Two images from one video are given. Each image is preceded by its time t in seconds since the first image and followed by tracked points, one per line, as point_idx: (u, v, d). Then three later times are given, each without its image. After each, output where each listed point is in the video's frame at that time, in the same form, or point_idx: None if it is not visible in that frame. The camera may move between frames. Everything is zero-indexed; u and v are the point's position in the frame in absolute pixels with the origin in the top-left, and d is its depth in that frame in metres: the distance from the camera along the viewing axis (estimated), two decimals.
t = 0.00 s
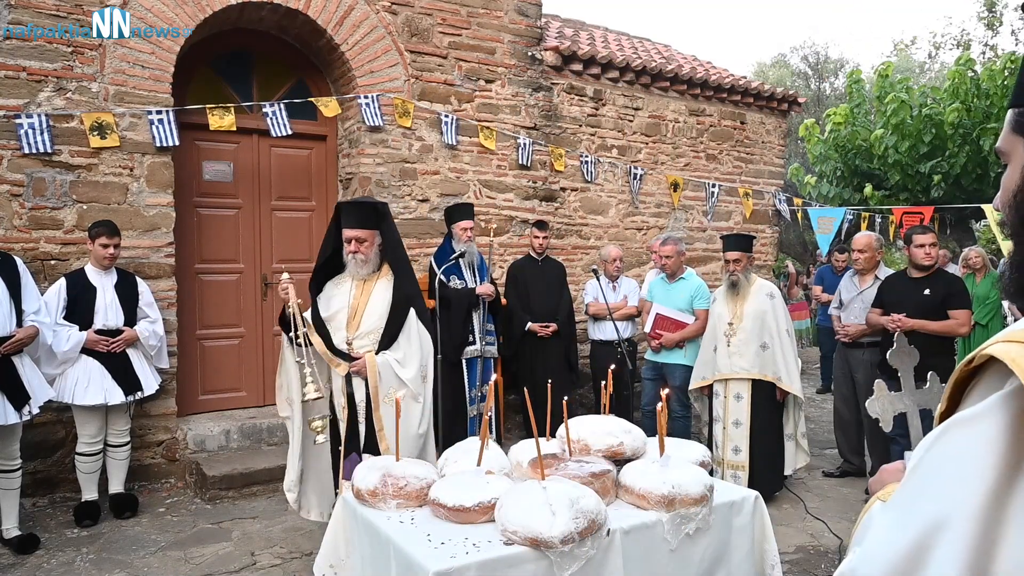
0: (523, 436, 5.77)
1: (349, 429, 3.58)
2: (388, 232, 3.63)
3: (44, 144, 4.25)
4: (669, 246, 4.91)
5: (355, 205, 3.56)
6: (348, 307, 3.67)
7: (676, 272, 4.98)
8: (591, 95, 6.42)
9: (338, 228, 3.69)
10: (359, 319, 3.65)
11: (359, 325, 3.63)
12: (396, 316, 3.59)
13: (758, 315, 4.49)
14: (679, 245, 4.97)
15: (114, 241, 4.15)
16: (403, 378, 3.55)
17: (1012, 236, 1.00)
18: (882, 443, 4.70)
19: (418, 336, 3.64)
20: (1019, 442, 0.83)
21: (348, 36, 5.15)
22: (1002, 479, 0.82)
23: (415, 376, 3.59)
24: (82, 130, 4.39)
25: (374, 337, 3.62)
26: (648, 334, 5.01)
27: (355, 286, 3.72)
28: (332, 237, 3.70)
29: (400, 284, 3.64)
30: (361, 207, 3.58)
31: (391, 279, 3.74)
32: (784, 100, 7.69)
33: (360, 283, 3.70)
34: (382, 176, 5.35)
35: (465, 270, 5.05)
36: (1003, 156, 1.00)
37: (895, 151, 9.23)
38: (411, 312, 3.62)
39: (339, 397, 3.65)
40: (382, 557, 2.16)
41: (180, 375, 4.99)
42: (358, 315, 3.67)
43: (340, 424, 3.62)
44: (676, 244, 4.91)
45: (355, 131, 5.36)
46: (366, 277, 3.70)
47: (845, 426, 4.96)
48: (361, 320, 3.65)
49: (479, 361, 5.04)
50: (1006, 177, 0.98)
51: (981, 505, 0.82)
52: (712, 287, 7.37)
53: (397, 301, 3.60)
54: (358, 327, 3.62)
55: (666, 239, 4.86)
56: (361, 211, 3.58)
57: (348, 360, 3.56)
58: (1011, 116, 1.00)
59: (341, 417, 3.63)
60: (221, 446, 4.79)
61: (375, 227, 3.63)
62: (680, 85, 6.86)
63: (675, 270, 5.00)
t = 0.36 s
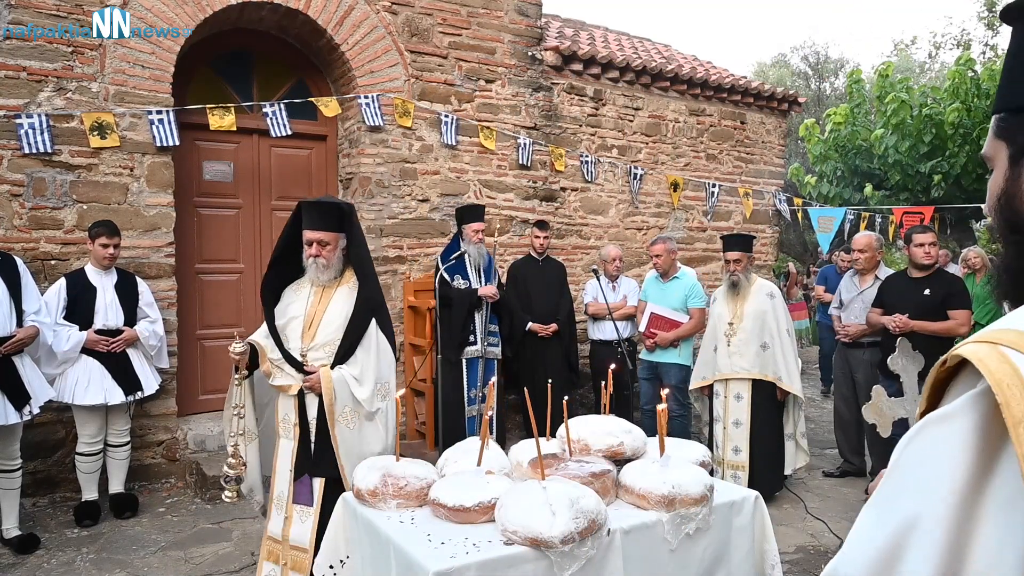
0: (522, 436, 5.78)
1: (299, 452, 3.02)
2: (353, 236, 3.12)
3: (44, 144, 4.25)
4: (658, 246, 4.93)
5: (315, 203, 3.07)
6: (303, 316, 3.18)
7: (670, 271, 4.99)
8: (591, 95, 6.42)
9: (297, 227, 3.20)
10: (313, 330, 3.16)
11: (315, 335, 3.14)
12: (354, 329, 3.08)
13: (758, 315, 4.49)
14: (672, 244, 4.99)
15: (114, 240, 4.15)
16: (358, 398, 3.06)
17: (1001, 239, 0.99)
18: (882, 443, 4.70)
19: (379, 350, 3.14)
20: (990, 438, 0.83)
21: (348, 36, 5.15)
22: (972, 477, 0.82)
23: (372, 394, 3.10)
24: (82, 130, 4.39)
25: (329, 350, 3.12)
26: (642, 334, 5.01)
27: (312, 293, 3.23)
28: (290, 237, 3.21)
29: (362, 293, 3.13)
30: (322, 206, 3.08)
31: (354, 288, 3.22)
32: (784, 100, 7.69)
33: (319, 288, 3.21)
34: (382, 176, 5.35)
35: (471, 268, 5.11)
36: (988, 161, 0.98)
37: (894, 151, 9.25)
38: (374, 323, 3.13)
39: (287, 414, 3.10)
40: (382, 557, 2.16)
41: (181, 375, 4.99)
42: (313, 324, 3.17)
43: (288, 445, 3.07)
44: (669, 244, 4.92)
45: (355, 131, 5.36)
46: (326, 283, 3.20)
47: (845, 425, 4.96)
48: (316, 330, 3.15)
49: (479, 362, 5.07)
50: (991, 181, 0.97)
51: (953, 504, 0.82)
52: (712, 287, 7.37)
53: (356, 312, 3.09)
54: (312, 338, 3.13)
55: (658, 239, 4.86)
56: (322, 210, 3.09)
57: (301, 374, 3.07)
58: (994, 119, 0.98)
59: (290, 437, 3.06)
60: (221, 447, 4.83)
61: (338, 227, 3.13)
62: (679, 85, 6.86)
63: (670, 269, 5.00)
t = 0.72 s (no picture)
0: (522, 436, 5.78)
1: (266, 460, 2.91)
2: (320, 227, 3.04)
3: (44, 144, 4.25)
4: (652, 246, 4.96)
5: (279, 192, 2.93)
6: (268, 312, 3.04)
7: (664, 270, 5.00)
8: (591, 95, 6.42)
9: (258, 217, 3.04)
10: (280, 327, 3.03)
11: (282, 333, 3.02)
12: (326, 324, 3.00)
13: (758, 314, 4.49)
14: (667, 244, 5.00)
15: (113, 240, 4.15)
16: (331, 396, 2.97)
17: (972, 245, 1.00)
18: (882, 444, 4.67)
19: (352, 345, 3.08)
20: (910, 432, 0.85)
21: (348, 36, 5.14)
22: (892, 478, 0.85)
23: (346, 393, 3.02)
24: (82, 130, 4.39)
25: (298, 347, 3.02)
26: (637, 333, 5.00)
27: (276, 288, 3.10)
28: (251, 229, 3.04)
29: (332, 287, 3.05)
30: (288, 195, 2.94)
31: (320, 281, 3.13)
32: (784, 100, 7.69)
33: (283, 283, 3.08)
34: (382, 176, 5.35)
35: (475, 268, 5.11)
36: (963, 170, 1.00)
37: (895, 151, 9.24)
38: (345, 319, 3.06)
39: (250, 420, 2.98)
40: (382, 557, 2.16)
41: (181, 375, 4.99)
42: (279, 321, 3.04)
43: (254, 453, 2.96)
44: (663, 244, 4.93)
45: (355, 131, 5.36)
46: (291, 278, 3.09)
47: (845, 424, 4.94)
48: (284, 327, 3.03)
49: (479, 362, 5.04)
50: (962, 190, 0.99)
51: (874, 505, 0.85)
52: (712, 287, 7.37)
53: (329, 307, 3.01)
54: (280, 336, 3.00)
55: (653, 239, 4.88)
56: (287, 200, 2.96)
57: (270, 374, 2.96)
58: (962, 128, 1.00)
59: (254, 445, 2.95)
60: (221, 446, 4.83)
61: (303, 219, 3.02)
62: (680, 85, 6.86)
63: (665, 268, 5.02)
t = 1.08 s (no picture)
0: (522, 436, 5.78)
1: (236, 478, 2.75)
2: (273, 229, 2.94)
3: (44, 144, 4.25)
4: (649, 245, 4.95)
5: (232, 191, 2.79)
6: (220, 320, 2.85)
7: (659, 270, 5.01)
8: (591, 95, 6.42)
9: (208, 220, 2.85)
10: (237, 335, 2.85)
11: (238, 342, 2.84)
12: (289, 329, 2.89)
13: (758, 314, 4.49)
14: (661, 244, 5.01)
15: (113, 240, 4.14)
16: (302, 405, 2.87)
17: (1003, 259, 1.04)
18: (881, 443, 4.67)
19: (313, 352, 2.99)
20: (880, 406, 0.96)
21: (348, 36, 5.15)
22: (862, 451, 0.96)
23: (315, 402, 2.92)
24: (82, 130, 4.39)
25: (260, 355, 2.87)
26: (634, 334, 5.00)
27: (224, 295, 2.91)
28: (200, 233, 2.84)
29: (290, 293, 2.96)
30: (244, 194, 2.81)
31: (273, 286, 3.01)
32: (784, 100, 7.69)
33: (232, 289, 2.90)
34: (382, 176, 5.35)
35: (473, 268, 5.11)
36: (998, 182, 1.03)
37: (895, 151, 9.23)
38: (304, 325, 2.98)
39: (207, 439, 2.78)
40: (382, 557, 2.16)
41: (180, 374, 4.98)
42: (235, 330, 2.87)
43: (216, 473, 2.76)
44: (657, 245, 4.95)
45: (355, 131, 5.36)
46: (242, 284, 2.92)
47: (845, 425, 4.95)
48: (241, 336, 2.86)
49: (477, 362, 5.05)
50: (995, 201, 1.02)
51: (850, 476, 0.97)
52: (712, 287, 7.37)
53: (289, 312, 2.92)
54: (237, 345, 2.84)
55: (648, 239, 4.89)
56: (239, 200, 2.82)
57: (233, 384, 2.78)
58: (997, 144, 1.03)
59: (216, 464, 2.76)
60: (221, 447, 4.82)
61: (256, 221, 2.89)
62: (679, 85, 6.86)
63: (660, 268, 5.03)
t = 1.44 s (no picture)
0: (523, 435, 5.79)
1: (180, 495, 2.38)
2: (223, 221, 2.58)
3: (44, 144, 4.25)
4: (648, 245, 4.95)
5: (180, 179, 2.43)
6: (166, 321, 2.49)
7: (658, 270, 5.01)
8: (591, 95, 6.42)
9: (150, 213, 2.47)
10: (187, 339, 2.51)
11: (188, 345, 2.50)
12: (242, 331, 2.57)
13: (757, 314, 4.49)
14: (658, 244, 5.01)
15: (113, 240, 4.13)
16: (256, 411, 2.56)
17: None
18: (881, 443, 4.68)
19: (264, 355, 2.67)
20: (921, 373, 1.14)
21: (348, 36, 5.15)
22: (904, 408, 1.14)
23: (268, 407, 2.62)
24: (82, 130, 4.39)
25: (214, 360, 2.53)
26: (633, 334, 5.00)
27: (170, 294, 2.54)
28: (139, 227, 2.45)
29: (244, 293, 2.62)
30: (194, 183, 2.46)
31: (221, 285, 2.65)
32: (784, 100, 7.69)
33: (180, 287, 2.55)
34: (382, 176, 5.35)
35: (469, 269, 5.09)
36: None
37: (895, 151, 9.23)
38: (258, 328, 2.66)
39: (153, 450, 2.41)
40: (383, 557, 2.16)
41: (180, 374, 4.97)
42: (184, 333, 2.51)
43: (161, 489, 2.41)
44: (655, 245, 4.94)
45: (355, 131, 5.36)
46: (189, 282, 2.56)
47: (845, 425, 4.97)
48: (192, 339, 2.51)
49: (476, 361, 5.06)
50: None
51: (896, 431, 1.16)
52: (712, 287, 7.37)
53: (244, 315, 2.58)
54: (190, 348, 2.49)
55: (647, 239, 4.88)
56: (187, 188, 2.45)
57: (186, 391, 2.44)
58: None
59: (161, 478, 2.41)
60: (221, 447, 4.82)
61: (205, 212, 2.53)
62: (679, 85, 6.86)
63: (658, 268, 5.02)
